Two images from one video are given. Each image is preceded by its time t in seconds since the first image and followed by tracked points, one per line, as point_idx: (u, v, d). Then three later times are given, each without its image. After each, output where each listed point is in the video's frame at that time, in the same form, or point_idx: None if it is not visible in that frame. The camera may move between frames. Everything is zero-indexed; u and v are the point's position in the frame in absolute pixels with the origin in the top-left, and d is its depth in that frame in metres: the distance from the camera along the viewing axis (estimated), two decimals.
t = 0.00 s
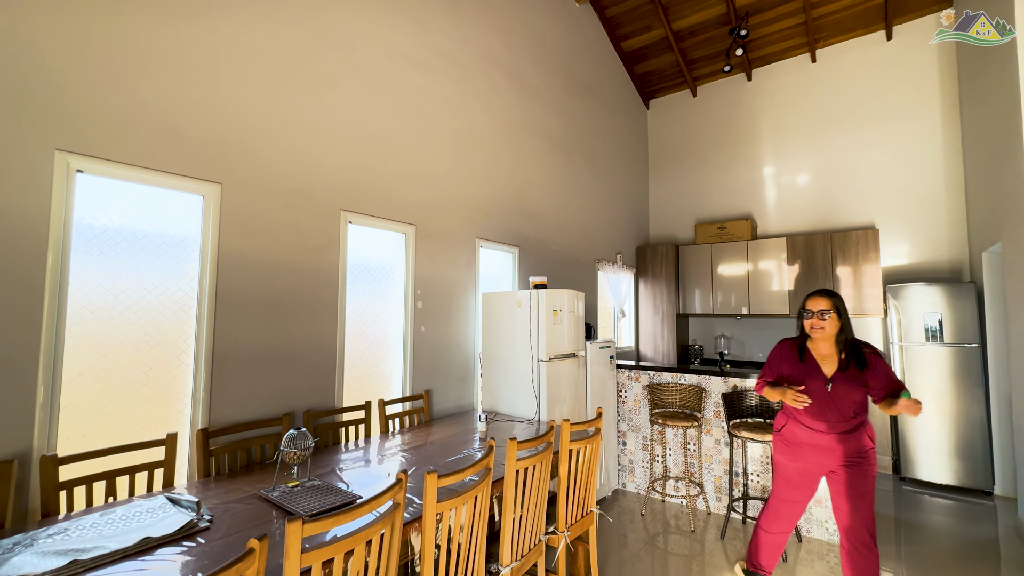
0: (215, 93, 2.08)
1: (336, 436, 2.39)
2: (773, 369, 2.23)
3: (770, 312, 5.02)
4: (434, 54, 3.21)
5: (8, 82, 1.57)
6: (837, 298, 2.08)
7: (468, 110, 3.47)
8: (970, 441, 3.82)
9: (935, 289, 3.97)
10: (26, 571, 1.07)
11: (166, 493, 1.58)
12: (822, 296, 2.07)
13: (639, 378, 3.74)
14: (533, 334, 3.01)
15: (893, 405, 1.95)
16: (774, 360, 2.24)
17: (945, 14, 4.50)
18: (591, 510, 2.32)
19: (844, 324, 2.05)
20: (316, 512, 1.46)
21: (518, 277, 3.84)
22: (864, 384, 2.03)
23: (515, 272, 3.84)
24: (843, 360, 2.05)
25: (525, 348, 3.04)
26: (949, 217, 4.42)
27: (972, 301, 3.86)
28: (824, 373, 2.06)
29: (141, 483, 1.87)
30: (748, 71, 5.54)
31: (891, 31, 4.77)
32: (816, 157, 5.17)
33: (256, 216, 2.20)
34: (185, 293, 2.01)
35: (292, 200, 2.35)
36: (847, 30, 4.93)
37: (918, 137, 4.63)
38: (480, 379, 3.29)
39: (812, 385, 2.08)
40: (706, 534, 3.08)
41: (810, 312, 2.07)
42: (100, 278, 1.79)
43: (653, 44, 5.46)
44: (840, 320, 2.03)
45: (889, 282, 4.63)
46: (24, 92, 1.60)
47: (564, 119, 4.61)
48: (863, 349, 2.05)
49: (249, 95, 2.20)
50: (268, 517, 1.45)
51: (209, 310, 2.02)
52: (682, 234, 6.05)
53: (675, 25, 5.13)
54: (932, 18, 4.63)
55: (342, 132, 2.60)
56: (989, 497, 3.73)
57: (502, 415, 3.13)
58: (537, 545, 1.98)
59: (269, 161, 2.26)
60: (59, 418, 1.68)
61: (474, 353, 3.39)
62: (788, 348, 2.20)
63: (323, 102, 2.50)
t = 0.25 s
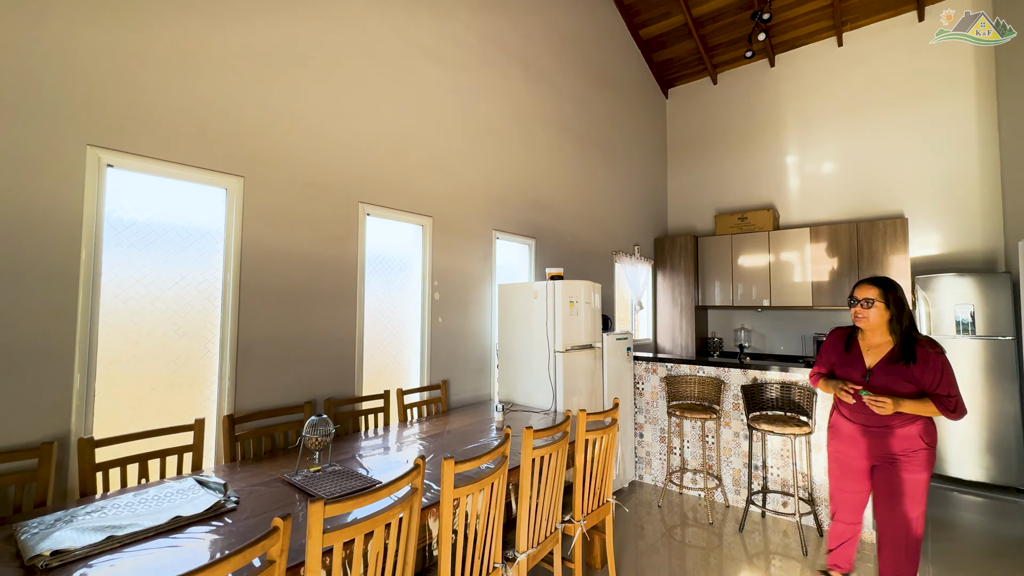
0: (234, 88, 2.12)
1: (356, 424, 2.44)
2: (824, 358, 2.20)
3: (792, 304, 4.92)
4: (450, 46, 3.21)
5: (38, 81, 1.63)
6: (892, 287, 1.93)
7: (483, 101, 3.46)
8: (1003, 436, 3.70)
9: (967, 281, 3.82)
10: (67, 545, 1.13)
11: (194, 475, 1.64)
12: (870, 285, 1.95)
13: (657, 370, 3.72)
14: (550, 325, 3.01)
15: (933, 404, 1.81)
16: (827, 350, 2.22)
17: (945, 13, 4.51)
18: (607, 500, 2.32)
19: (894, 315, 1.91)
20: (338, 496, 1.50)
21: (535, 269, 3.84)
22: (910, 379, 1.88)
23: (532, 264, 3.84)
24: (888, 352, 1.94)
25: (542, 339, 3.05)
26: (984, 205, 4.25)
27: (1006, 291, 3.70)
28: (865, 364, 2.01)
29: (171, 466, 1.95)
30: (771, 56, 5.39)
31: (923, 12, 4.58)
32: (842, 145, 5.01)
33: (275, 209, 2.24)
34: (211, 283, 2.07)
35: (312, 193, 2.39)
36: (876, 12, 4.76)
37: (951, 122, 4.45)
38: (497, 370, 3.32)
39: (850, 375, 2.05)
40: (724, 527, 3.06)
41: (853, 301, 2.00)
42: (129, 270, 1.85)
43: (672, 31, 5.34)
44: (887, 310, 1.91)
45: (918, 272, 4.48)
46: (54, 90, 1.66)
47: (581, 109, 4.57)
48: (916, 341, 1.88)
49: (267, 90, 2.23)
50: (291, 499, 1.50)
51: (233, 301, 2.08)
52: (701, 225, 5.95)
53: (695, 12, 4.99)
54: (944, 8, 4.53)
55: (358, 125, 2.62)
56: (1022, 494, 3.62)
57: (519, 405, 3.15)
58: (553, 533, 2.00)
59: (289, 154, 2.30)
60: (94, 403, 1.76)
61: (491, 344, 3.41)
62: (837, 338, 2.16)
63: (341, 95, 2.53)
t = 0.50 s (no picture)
0: (258, 87, 2.16)
1: (378, 416, 2.49)
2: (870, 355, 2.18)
3: (820, 298, 4.79)
4: (469, 40, 3.21)
5: (74, 83, 1.70)
6: (934, 281, 1.87)
7: (502, 95, 3.45)
8: None
9: (1009, 274, 3.65)
10: (109, 525, 1.19)
11: (225, 462, 1.70)
12: (910, 278, 1.92)
13: (678, 365, 3.67)
14: (569, 319, 3.01)
15: (965, 400, 1.75)
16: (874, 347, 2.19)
17: (944, 14, 4.47)
18: (627, 494, 2.32)
19: (934, 309, 1.86)
20: (361, 483, 1.54)
21: (555, 263, 3.83)
22: (949, 376, 1.81)
23: (551, 258, 3.83)
24: (928, 347, 1.89)
25: (560, 333, 3.05)
26: None
27: None
28: (903, 359, 1.98)
29: (203, 453, 2.03)
30: (799, 43, 5.22)
31: None
32: (874, 133, 4.83)
33: (299, 205, 2.29)
34: (240, 277, 2.14)
35: (334, 189, 2.44)
36: None
37: (992, 108, 4.24)
38: (516, 363, 3.33)
39: (888, 370, 2.03)
40: (746, 524, 3.02)
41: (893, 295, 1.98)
42: (163, 264, 1.92)
43: (695, 19, 5.21)
44: (927, 304, 1.87)
45: (955, 265, 4.30)
46: (88, 92, 1.72)
47: (601, 101, 4.52)
48: (958, 337, 1.81)
49: (290, 88, 2.27)
50: (316, 486, 1.54)
51: (260, 294, 2.14)
52: (725, 218, 5.83)
53: None
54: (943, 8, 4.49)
55: (378, 121, 2.64)
56: None
57: (538, 399, 3.16)
58: (572, 525, 2.01)
59: (311, 151, 2.35)
60: (132, 392, 1.83)
61: (510, 338, 3.42)
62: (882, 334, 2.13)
63: (362, 92, 2.56)
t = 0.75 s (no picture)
0: (284, 85, 2.21)
1: (401, 407, 2.54)
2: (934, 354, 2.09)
3: (853, 293, 4.62)
4: (491, 34, 3.21)
5: (111, 85, 1.76)
6: (993, 276, 1.78)
7: (524, 88, 3.44)
8: None
9: None
10: (148, 504, 1.26)
11: (255, 448, 1.77)
12: (965, 274, 1.84)
13: (703, 359, 3.61)
14: (591, 313, 2.99)
15: (1012, 398, 1.67)
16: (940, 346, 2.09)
17: (945, 14, 4.46)
18: (649, 489, 2.30)
19: (991, 307, 1.77)
20: (383, 471, 1.58)
21: (577, 257, 3.81)
22: (1002, 375, 1.73)
23: (573, 251, 3.81)
24: (982, 345, 1.81)
25: (582, 327, 3.04)
26: None
27: None
28: (956, 358, 1.91)
29: (236, 439, 2.11)
30: (833, 27, 5.02)
31: None
32: (914, 120, 4.60)
33: (324, 200, 2.35)
34: (269, 271, 2.20)
35: (358, 184, 2.48)
36: None
37: None
38: (538, 357, 3.34)
39: (942, 369, 1.97)
40: (773, 522, 2.96)
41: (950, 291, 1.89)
42: (197, 258, 2.00)
43: (723, 7, 5.08)
44: (982, 300, 1.78)
45: (1000, 258, 4.08)
46: (125, 93, 1.79)
47: (625, 92, 4.45)
48: (1013, 334, 1.71)
49: (316, 85, 2.32)
50: (341, 473, 1.59)
51: (287, 288, 2.20)
52: (753, 211, 5.68)
53: None
54: (944, 8, 4.48)
55: (401, 116, 2.68)
56: None
57: (559, 392, 3.16)
58: (592, 518, 2.00)
59: (336, 147, 2.40)
60: (169, 379, 1.92)
61: (532, 332, 3.43)
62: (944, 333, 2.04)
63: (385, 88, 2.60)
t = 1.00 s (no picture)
0: (307, 83, 2.26)
1: (423, 398, 2.58)
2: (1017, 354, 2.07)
3: (888, 287, 4.43)
4: (513, 27, 3.21)
5: (145, 86, 1.83)
6: None
7: (545, 82, 3.42)
8: None
9: None
10: (181, 486, 1.32)
11: (281, 436, 1.82)
12: None
13: (728, 355, 3.54)
14: (612, 307, 2.97)
15: None
16: None
17: (945, 14, 4.45)
18: (670, 484, 2.28)
19: None
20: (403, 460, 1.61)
21: (599, 250, 3.78)
22: None
23: (595, 245, 3.78)
24: None
25: (603, 321, 3.02)
26: None
27: None
28: None
29: (264, 428, 2.19)
30: (869, 11, 4.81)
31: None
32: (957, 105, 4.36)
33: (347, 195, 2.39)
34: (295, 264, 2.26)
35: (381, 178, 2.52)
36: None
37: None
38: (559, 351, 3.33)
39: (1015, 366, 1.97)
40: (801, 522, 2.89)
41: None
42: (227, 252, 2.07)
43: None
44: None
45: None
46: (157, 94, 1.86)
47: (648, 83, 4.37)
48: None
49: (340, 82, 2.37)
50: (363, 460, 1.63)
51: (312, 281, 2.26)
52: (782, 203, 5.51)
53: None
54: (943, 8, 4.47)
55: (422, 112, 2.70)
56: None
57: (580, 386, 3.15)
58: (611, 512, 2.00)
59: (359, 143, 2.44)
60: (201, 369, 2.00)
61: (553, 326, 3.42)
62: None
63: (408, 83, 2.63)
